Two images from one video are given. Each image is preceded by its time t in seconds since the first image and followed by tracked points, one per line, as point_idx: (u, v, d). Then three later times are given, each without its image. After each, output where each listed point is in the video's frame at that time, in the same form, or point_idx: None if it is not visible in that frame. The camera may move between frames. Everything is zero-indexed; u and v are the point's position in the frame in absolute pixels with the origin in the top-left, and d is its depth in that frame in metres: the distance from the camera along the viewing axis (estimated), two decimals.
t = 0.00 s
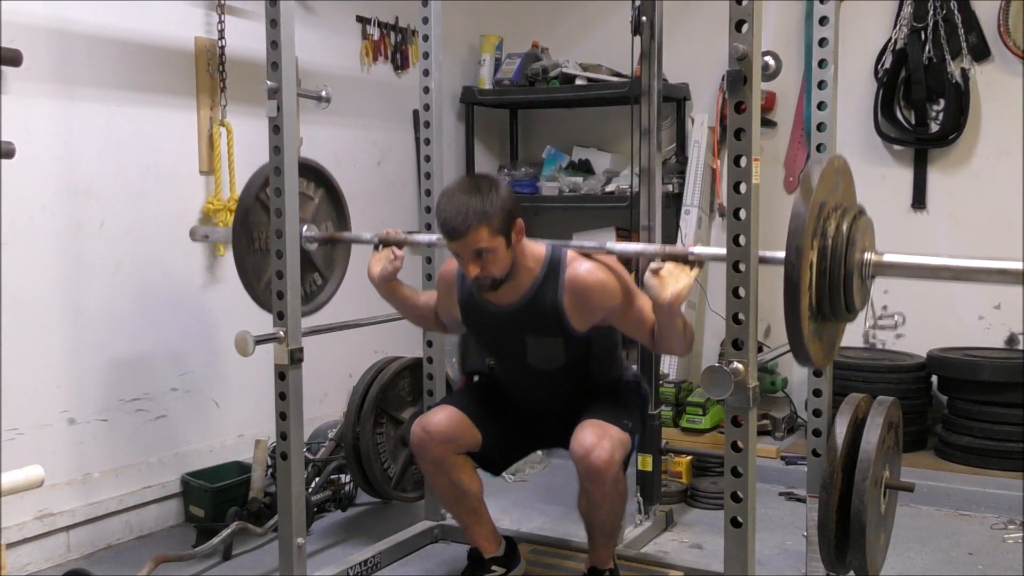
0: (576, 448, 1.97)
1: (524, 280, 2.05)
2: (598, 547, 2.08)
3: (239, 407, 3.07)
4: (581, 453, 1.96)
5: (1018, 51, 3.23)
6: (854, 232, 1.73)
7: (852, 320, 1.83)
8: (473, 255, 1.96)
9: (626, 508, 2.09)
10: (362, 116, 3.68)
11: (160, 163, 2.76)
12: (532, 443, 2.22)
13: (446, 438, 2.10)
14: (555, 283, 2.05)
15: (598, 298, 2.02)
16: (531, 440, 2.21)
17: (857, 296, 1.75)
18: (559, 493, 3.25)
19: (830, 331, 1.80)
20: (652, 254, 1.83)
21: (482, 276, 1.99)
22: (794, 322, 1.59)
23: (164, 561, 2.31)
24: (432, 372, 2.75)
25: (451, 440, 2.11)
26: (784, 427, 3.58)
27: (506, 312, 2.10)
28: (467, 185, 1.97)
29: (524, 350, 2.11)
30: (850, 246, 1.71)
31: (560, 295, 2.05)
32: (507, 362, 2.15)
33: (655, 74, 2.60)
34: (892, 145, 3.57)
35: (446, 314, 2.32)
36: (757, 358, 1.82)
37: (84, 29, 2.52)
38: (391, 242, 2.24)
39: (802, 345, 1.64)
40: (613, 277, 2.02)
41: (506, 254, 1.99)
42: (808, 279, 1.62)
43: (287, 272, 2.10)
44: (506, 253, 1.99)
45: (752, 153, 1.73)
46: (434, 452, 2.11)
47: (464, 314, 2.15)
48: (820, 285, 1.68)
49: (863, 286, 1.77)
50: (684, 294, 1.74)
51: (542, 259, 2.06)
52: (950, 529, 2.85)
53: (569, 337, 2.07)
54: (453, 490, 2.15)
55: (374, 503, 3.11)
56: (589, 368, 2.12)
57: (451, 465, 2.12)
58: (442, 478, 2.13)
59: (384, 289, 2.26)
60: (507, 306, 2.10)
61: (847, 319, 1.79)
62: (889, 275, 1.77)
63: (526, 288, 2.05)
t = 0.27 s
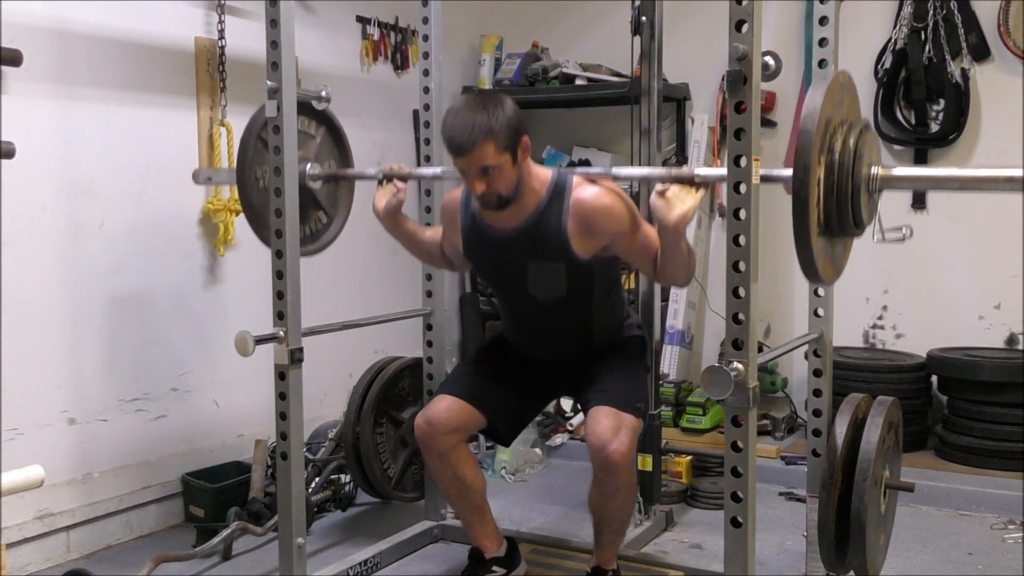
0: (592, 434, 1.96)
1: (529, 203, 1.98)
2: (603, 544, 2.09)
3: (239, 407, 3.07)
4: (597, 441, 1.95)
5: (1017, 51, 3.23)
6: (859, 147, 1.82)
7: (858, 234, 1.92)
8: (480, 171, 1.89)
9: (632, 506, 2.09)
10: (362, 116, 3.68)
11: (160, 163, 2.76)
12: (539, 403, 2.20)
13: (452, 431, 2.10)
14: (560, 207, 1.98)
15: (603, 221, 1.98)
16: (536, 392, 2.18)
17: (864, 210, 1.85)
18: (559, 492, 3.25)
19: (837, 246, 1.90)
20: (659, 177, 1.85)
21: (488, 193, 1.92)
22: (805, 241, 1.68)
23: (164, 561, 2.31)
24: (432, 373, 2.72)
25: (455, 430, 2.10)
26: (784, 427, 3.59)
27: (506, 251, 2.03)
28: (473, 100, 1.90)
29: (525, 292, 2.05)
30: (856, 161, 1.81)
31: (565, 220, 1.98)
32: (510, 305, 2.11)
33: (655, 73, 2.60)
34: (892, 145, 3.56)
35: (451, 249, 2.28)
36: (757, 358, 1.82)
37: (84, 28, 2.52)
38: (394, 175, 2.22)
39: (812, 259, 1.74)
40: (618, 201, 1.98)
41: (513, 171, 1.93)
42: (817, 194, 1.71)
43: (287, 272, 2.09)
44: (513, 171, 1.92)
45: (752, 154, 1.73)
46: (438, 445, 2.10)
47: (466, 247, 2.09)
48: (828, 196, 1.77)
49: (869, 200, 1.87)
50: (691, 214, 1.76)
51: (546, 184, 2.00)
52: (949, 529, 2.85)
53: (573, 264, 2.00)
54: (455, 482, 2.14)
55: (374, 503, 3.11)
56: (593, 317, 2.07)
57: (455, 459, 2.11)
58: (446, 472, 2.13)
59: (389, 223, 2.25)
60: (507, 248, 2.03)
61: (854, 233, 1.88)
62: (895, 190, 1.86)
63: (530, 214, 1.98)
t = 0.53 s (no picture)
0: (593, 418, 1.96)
1: (531, 113, 1.95)
2: (603, 545, 2.09)
3: (240, 406, 3.07)
4: (599, 426, 1.94)
5: (1017, 51, 3.23)
6: (864, 50, 1.80)
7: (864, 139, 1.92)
8: (482, 70, 1.86)
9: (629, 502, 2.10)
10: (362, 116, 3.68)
11: (160, 163, 2.76)
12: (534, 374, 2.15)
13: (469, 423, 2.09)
14: (560, 118, 1.94)
15: (603, 135, 1.92)
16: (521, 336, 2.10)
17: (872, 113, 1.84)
18: (559, 492, 3.25)
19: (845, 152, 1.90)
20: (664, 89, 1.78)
21: (490, 95, 1.88)
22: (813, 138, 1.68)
23: (164, 561, 2.31)
24: (432, 373, 2.71)
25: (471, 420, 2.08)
26: (784, 427, 3.59)
27: (505, 164, 2.00)
28: (481, 3, 1.88)
29: (521, 210, 2.00)
30: (862, 63, 1.79)
31: (565, 132, 1.94)
32: (504, 227, 2.05)
33: (655, 74, 2.60)
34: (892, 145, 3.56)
35: (451, 177, 2.20)
36: (757, 358, 1.82)
37: (84, 28, 2.52)
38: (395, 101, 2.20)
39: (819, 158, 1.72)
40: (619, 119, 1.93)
41: (517, 75, 1.89)
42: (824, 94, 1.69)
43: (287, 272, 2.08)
44: (517, 75, 1.89)
45: (752, 154, 1.73)
46: (456, 436, 2.08)
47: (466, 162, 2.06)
48: (833, 101, 1.76)
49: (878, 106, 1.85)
50: (695, 123, 1.68)
51: (550, 96, 1.96)
52: (949, 529, 2.85)
53: (570, 176, 1.94)
54: (464, 469, 2.13)
55: (374, 503, 3.11)
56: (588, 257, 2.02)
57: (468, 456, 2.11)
58: (457, 462, 2.12)
59: (389, 147, 2.18)
60: (505, 159, 1.99)
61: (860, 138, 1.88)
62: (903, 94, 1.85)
63: (532, 124, 1.95)
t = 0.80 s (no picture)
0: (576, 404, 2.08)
1: (534, 41, 2.01)
2: (602, 540, 2.13)
3: (239, 406, 3.07)
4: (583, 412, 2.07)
5: (1017, 51, 3.23)
6: None
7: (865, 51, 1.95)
8: (489, 11, 1.87)
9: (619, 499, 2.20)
10: (362, 117, 3.67)
11: (160, 163, 2.76)
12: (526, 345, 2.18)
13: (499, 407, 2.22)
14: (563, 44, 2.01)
15: (606, 62, 2.00)
16: (509, 265, 2.13)
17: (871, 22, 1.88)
18: (559, 492, 3.25)
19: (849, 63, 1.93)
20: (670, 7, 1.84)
21: (497, 34, 1.91)
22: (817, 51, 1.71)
23: (164, 561, 2.31)
24: (432, 372, 2.70)
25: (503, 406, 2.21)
26: (784, 427, 3.59)
27: (506, 87, 2.05)
28: None
29: (519, 134, 2.05)
30: None
31: (568, 54, 2.00)
32: (499, 153, 2.10)
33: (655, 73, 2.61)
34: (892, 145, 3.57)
35: (454, 110, 2.29)
36: (757, 358, 1.82)
37: (84, 28, 2.52)
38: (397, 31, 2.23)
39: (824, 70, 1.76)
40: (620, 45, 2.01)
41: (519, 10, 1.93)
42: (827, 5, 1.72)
43: (287, 272, 2.08)
44: (518, 10, 1.92)
45: (752, 154, 1.73)
46: (489, 417, 2.22)
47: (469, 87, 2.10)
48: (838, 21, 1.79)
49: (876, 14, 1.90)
50: (705, 39, 1.74)
51: (553, 23, 2.04)
52: (950, 529, 2.85)
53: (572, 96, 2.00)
54: (488, 449, 2.24)
55: (374, 503, 3.10)
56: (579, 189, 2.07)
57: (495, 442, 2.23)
58: (484, 443, 2.23)
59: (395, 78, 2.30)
60: (506, 83, 2.05)
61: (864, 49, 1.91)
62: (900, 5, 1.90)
63: (534, 51, 2.01)
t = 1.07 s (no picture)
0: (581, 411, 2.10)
1: (530, 42, 2.00)
2: (602, 540, 2.13)
3: (239, 406, 3.07)
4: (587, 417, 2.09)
5: (1018, 51, 3.23)
6: None
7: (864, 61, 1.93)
8: (484, 11, 1.84)
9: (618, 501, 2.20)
10: (362, 116, 3.68)
11: (160, 163, 2.76)
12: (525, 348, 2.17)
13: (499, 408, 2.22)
14: (559, 46, 2.00)
15: (605, 63, 1.99)
16: (506, 267, 2.13)
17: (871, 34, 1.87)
18: (559, 492, 3.25)
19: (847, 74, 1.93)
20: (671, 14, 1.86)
21: (493, 35, 1.88)
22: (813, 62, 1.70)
23: (164, 560, 2.31)
24: (432, 372, 2.70)
25: (502, 408, 2.21)
26: (784, 427, 3.59)
27: (503, 89, 2.05)
28: None
29: (516, 136, 2.05)
30: None
31: (565, 56, 2.00)
32: (497, 155, 2.09)
33: (655, 73, 2.61)
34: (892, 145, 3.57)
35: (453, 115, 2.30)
36: (757, 358, 1.82)
37: (84, 28, 2.52)
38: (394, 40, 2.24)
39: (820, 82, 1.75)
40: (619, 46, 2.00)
41: (515, 11, 1.90)
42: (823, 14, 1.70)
43: (287, 272, 2.08)
44: (514, 11, 1.89)
45: (752, 154, 1.73)
46: (489, 418, 2.22)
47: (466, 89, 2.10)
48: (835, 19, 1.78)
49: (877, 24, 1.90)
50: (705, 49, 1.77)
51: (549, 25, 2.03)
52: (950, 529, 2.85)
53: (568, 99, 1.99)
54: (488, 449, 2.24)
55: (374, 503, 3.10)
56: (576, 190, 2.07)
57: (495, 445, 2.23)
58: (484, 445, 2.23)
59: (392, 82, 2.30)
60: (503, 85, 2.04)
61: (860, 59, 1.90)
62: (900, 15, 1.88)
63: (530, 52, 2.01)
